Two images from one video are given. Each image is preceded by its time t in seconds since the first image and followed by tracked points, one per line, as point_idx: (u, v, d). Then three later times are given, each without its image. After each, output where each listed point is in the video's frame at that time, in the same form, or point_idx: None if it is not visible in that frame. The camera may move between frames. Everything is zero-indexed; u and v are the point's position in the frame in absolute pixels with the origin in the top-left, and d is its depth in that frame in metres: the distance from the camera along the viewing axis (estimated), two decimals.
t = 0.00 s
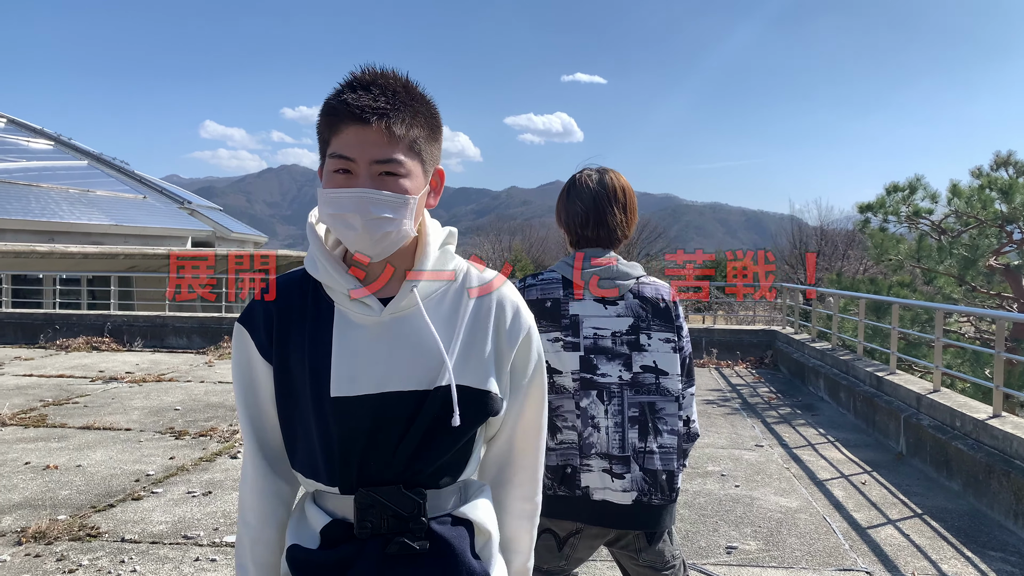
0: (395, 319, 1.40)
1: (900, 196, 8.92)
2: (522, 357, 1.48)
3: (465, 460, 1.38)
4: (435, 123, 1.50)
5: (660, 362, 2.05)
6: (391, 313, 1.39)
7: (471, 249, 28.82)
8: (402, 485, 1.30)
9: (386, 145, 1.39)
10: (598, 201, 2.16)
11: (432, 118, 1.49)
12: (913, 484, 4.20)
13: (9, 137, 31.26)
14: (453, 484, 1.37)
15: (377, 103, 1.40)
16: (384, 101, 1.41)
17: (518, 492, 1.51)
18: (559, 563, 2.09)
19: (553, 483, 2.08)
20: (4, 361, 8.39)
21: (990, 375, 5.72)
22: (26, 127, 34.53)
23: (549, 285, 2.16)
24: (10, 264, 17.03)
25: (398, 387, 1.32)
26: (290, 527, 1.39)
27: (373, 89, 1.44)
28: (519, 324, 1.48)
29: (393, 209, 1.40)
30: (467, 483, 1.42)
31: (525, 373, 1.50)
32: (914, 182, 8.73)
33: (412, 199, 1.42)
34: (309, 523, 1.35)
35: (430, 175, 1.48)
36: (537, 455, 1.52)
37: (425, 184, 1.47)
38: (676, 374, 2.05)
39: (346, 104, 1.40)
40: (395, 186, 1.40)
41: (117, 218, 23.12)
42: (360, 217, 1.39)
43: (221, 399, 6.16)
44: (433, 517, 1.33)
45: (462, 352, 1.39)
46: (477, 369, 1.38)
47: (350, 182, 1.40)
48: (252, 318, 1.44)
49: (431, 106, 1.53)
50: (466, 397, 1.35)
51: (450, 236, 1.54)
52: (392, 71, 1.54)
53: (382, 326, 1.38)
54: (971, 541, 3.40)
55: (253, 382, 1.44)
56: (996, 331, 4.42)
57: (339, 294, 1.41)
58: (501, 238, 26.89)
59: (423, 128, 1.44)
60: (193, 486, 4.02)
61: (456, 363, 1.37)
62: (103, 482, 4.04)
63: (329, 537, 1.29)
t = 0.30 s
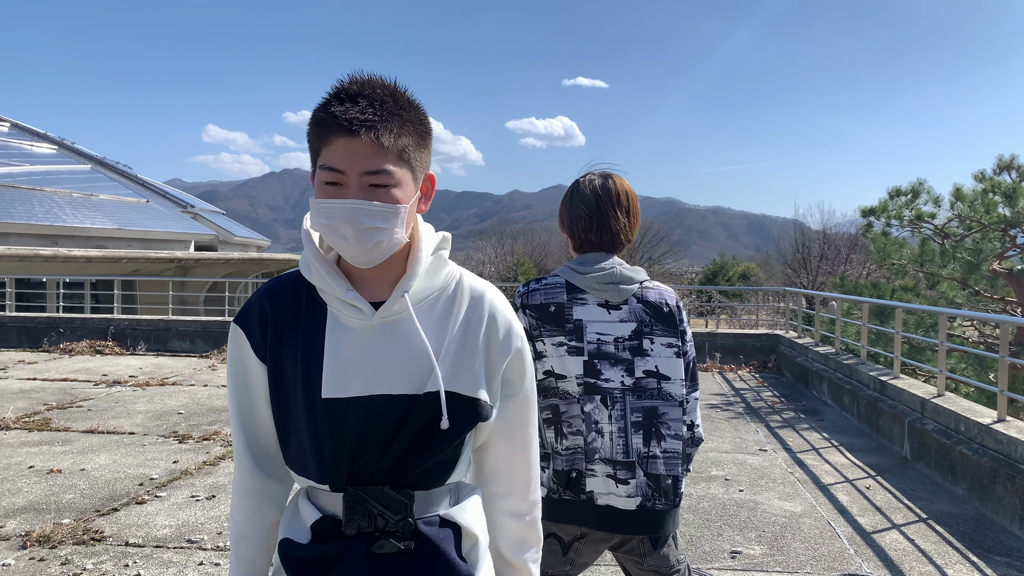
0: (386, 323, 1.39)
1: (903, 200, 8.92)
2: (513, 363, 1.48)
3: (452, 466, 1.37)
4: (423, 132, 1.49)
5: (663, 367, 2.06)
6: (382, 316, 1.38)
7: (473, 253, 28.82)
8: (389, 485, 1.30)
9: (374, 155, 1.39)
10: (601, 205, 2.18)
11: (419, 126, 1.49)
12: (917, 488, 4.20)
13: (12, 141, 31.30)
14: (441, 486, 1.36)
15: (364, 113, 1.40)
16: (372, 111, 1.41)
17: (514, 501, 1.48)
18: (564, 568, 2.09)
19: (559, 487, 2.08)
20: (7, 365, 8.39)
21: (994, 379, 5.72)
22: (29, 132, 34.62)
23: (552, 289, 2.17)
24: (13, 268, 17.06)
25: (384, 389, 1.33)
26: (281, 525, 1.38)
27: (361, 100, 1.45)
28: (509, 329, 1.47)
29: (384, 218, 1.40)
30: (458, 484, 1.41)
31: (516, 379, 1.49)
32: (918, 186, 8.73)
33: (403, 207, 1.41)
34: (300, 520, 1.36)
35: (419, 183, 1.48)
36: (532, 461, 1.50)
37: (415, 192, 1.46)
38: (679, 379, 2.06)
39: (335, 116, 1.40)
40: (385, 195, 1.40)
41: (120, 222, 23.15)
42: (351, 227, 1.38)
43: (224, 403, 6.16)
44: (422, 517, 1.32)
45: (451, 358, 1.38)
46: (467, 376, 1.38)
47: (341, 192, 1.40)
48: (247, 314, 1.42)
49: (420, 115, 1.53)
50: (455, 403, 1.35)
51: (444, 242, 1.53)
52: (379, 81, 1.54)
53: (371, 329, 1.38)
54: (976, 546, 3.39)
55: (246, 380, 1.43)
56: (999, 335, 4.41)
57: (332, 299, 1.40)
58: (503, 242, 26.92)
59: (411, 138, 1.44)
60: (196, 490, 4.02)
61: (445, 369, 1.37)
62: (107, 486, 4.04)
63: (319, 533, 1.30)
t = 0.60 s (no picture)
0: (364, 342, 1.38)
1: (906, 202, 8.92)
2: (475, 386, 1.17)
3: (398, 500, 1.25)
4: (410, 148, 1.41)
5: (666, 368, 2.06)
6: (358, 335, 1.38)
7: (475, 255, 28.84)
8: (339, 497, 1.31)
9: (351, 179, 1.36)
10: (604, 206, 2.18)
11: (406, 143, 1.41)
12: (920, 490, 4.19)
13: (14, 143, 31.32)
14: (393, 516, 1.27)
15: (340, 136, 1.38)
16: (348, 133, 1.38)
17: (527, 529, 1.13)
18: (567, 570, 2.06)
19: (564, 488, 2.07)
20: (10, 366, 8.40)
21: (997, 380, 5.71)
22: (32, 134, 34.70)
23: (555, 290, 2.16)
24: (16, 269, 17.09)
25: (352, 407, 1.33)
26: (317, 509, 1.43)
27: (343, 122, 1.42)
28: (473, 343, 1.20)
29: (363, 242, 1.35)
30: (417, 522, 1.28)
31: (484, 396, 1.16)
32: (920, 187, 8.73)
33: (383, 230, 1.36)
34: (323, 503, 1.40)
35: (409, 203, 1.40)
36: (531, 491, 1.12)
37: (402, 212, 1.39)
38: (682, 380, 2.06)
39: (315, 142, 1.40)
40: (364, 219, 1.36)
41: (122, 224, 23.19)
42: (332, 252, 1.38)
43: (226, 405, 6.17)
44: (365, 541, 1.28)
45: (393, 387, 1.25)
46: (411, 408, 1.23)
47: (325, 217, 1.40)
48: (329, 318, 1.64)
49: (411, 131, 1.45)
50: (388, 431, 1.26)
51: (442, 264, 1.33)
52: (373, 100, 1.50)
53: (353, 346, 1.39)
54: (980, 548, 3.38)
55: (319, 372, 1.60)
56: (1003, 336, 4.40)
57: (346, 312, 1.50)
58: (504, 244, 26.96)
59: (394, 157, 1.37)
60: (198, 492, 4.02)
61: (385, 399, 1.25)
62: (109, 488, 4.04)
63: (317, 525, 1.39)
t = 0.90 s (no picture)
0: (381, 343, 1.38)
1: (909, 202, 8.91)
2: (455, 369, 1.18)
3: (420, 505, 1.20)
4: (422, 147, 1.37)
5: (670, 367, 2.06)
6: (376, 336, 1.38)
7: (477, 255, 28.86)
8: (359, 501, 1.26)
9: (363, 181, 1.31)
10: (608, 205, 2.18)
11: (417, 143, 1.36)
12: (924, 490, 4.18)
13: (18, 142, 31.38)
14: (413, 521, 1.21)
15: (351, 137, 1.32)
16: (359, 134, 1.32)
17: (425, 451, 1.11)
18: (570, 569, 2.05)
19: (566, 487, 2.06)
20: (14, 364, 8.42)
21: (1001, 381, 5.71)
22: (36, 133, 34.77)
23: (559, 289, 2.16)
24: (19, 268, 17.12)
25: (371, 410, 1.35)
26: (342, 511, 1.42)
27: (354, 123, 1.36)
28: (467, 330, 1.22)
29: (380, 244, 1.33)
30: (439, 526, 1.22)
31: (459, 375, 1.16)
32: (923, 188, 8.72)
33: (399, 231, 1.33)
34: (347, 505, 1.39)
35: (423, 203, 1.37)
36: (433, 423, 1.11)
37: (417, 213, 1.35)
38: (686, 379, 2.06)
39: (326, 144, 1.34)
40: (380, 222, 1.32)
41: (125, 223, 23.23)
42: (349, 255, 1.34)
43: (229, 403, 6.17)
44: (389, 546, 1.22)
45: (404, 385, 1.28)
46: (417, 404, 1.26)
47: (340, 220, 1.35)
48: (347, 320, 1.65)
49: (422, 130, 1.40)
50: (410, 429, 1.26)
51: (463, 265, 1.34)
52: (383, 100, 1.44)
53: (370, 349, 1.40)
54: (984, 549, 3.37)
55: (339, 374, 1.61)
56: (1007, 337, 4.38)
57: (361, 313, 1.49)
58: (507, 244, 26.99)
59: (408, 157, 1.32)
60: (202, 490, 4.02)
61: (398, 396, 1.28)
62: (112, 486, 4.04)
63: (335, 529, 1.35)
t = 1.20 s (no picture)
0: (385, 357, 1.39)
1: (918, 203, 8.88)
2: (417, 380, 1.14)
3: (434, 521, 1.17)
4: (425, 165, 1.35)
5: (678, 369, 2.05)
6: (379, 351, 1.40)
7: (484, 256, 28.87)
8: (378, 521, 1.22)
9: (363, 198, 1.31)
10: (617, 208, 2.18)
11: (420, 160, 1.34)
12: (932, 492, 4.17)
13: (27, 145, 31.57)
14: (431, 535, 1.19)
15: (352, 154, 1.31)
16: (360, 150, 1.31)
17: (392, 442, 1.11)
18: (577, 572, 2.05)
19: (573, 491, 2.05)
20: (24, 366, 8.48)
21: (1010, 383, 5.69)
22: (45, 135, 35.02)
23: (567, 292, 2.16)
24: (29, 269, 17.24)
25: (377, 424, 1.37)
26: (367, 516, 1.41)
27: (357, 138, 1.36)
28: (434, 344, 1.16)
29: (379, 260, 1.33)
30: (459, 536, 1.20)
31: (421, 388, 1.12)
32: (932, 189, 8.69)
33: (399, 247, 1.33)
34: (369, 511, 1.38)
35: (426, 219, 1.35)
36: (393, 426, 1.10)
37: (417, 229, 1.34)
38: (695, 381, 2.06)
39: (328, 159, 1.34)
40: (380, 238, 1.32)
41: (133, 224, 23.35)
42: (350, 269, 1.35)
43: (238, 405, 6.19)
44: (412, 557, 1.21)
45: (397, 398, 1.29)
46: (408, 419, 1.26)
47: (343, 235, 1.36)
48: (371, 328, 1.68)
49: (426, 147, 1.39)
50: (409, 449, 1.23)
51: (453, 281, 1.29)
52: (390, 114, 1.43)
53: (377, 365, 1.42)
54: (993, 552, 3.35)
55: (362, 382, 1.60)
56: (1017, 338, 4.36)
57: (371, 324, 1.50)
58: (514, 245, 27.01)
59: (406, 172, 1.31)
60: (210, 491, 4.04)
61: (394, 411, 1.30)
62: (121, 487, 4.06)
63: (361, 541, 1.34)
